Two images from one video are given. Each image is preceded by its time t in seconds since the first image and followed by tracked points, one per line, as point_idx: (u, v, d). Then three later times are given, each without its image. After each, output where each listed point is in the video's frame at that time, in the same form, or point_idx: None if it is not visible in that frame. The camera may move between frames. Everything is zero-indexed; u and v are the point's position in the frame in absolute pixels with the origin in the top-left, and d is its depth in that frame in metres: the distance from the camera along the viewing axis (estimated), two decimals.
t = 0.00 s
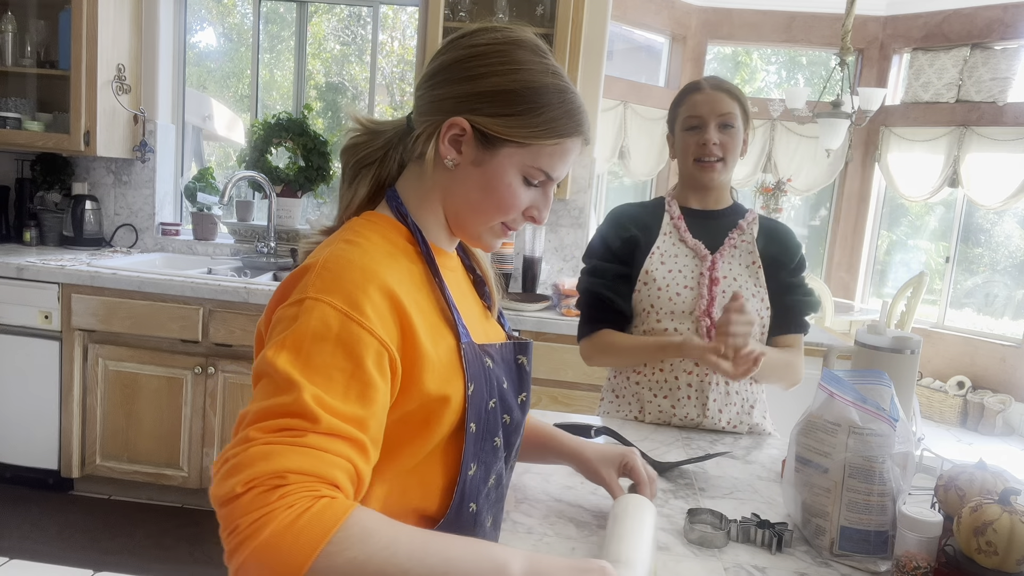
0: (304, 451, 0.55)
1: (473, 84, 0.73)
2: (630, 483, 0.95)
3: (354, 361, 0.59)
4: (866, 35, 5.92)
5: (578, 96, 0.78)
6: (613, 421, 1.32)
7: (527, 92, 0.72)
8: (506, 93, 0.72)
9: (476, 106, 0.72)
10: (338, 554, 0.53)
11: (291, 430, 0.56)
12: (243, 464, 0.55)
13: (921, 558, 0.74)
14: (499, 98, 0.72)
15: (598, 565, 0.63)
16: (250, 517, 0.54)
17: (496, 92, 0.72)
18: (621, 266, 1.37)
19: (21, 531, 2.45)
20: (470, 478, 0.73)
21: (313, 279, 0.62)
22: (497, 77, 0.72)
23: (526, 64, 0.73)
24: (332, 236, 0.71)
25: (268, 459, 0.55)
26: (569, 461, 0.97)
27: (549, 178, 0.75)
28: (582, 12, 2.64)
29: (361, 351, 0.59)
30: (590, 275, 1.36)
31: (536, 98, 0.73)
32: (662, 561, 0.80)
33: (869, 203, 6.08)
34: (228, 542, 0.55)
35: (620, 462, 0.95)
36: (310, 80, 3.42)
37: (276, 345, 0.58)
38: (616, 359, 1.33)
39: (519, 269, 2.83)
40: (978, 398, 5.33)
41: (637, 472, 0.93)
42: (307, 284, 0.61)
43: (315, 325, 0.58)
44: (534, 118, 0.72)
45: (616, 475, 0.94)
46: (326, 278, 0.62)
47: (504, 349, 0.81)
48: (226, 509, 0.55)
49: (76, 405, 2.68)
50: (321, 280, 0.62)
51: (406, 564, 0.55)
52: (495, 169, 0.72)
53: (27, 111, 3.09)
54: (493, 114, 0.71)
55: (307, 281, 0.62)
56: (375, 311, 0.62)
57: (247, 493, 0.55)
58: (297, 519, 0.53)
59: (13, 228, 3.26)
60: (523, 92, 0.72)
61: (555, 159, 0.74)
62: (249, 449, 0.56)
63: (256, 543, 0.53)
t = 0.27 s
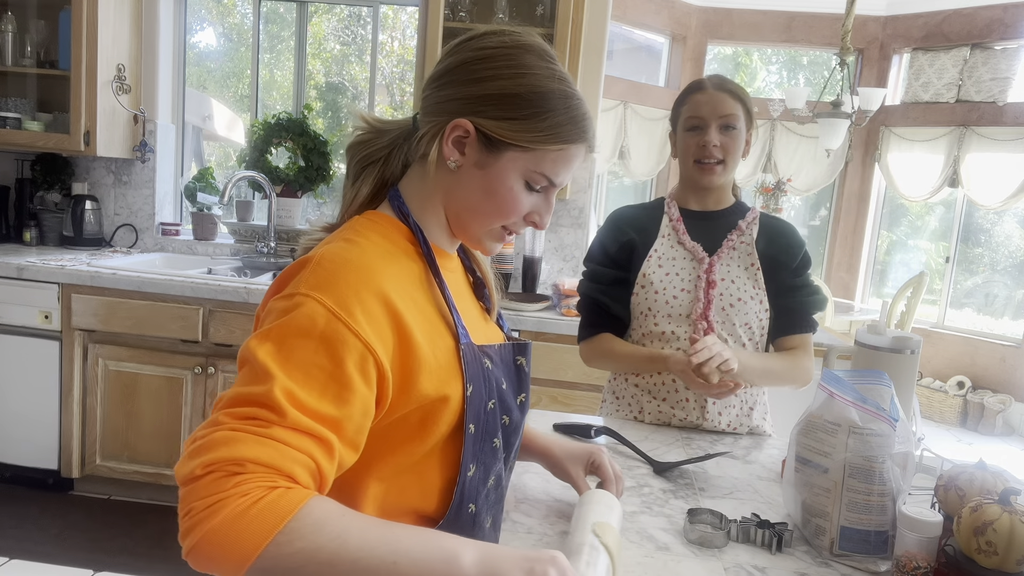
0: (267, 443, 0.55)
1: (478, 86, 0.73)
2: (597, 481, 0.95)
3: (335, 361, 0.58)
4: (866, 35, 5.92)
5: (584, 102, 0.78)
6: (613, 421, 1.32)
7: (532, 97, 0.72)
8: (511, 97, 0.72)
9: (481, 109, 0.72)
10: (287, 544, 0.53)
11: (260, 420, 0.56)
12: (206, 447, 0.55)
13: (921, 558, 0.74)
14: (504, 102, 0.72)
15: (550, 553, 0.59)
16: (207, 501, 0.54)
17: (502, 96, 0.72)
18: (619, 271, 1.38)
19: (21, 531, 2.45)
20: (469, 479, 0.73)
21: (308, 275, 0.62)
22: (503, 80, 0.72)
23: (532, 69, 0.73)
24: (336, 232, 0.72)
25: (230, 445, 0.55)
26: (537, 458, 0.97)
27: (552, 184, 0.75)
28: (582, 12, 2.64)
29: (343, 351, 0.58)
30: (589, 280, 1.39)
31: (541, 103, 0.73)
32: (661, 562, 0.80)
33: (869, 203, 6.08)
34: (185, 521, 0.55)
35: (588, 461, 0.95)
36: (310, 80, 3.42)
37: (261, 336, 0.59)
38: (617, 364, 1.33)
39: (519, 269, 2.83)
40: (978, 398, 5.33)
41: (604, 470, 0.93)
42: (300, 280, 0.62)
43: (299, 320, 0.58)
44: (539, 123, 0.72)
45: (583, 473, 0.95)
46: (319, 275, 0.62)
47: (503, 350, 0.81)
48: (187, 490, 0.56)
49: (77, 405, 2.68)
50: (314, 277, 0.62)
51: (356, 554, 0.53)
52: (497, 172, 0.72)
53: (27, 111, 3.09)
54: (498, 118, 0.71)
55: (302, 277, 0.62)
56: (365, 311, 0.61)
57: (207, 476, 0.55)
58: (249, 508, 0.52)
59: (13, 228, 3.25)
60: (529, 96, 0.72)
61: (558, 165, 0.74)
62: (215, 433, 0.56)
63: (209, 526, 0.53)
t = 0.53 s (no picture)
0: (251, 435, 0.55)
1: (489, 92, 0.72)
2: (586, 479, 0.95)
3: (327, 357, 0.58)
4: (866, 35, 5.93)
5: (593, 112, 0.78)
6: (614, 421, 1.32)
7: (542, 104, 0.72)
8: (520, 105, 0.72)
9: (491, 115, 0.72)
10: (265, 536, 0.53)
11: (245, 412, 0.56)
12: (191, 435, 0.56)
13: (921, 558, 0.74)
14: (514, 109, 0.72)
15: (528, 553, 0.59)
16: (187, 488, 0.54)
17: (513, 103, 0.72)
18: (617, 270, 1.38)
19: (22, 531, 2.45)
20: (469, 480, 0.73)
21: (307, 271, 0.62)
22: (513, 87, 0.72)
23: (543, 77, 0.73)
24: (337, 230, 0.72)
25: (215, 434, 0.55)
26: (529, 454, 0.98)
27: (557, 192, 0.75)
28: (582, 12, 2.64)
29: (335, 349, 0.58)
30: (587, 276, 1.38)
31: (551, 112, 0.73)
32: (660, 561, 0.80)
33: (869, 202, 6.09)
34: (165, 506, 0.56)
35: (577, 459, 0.95)
36: (310, 80, 3.42)
37: (255, 329, 0.59)
38: (617, 358, 1.32)
39: (519, 268, 2.83)
40: (978, 398, 5.34)
41: (593, 469, 0.94)
42: (299, 275, 0.62)
43: (294, 315, 0.58)
44: (547, 132, 0.72)
45: (573, 471, 0.95)
46: (318, 271, 0.62)
47: (503, 352, 0.81)
48: (171, 476, 0.56)
49: (77, 405, 2.68)
50: (313, 273, 0.62)
51: (333, 548, 0.53)
52: (504, 178, 0.72)
53: (28, 112, 3.09)
54: (508, 125, 0.71)
55: (301, 272, 0.62)
56: (362, 310, 0.61)
57: (189, 464, 0.55)
58: (228, 498, 0.53)
59: (13, 228, 3.25)
60: (539, 104, 0.72)
61: (565, 173, 0.75)
62: (201, 422, 0.56)
63: (188, 514, 0.53)
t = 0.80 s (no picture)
0: (282, 444, 0.55)
1: (492, 92, 0.72)
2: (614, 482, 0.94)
3: (342, 359, 0.58)
4: (866, 35, 5.94)
5: (596, 116, 0.78)
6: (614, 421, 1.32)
7: (544, 106, 0.72)
8: (522, 106, 0.72)
9: (492, 115, 0.72)
10: (304, 546, 0.53)
11: (272, 420, 0.56)
12: (222, 449, 0.55)
13: (921, 558, 0.74)
14: (515, 110, 0.72)
15: (568, 559, 0.62)
16: (223, 503, 0.54)
17: (515, 104, 0.72)
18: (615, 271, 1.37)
19: (21, 531, 2.45)
20: (468, 480, 0.73)
21: (312, 273, 0.62)
22: (516, 88, 0.72)
23: (546, 79, 0.73)
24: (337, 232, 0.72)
25: (245, 446, 0.55)
26: (554, 457, 0.98)
27: (557, 195, 0.75)
28: (582, 12, 2.65)
29: (351, 349, 0.59)
30: (586, 276, 1.38)
31: (554, 114, 0.73)
32: (661, 561, 0.80)
33: (870, 202, 6.09)
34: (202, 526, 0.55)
35: (604, 463, 0.95)
36: (310, 80, 3.42)
37: (268, 336, 0.58)
38: (616, 361, 1.32)
39: (519, 268, 2.83)
40: (978, 398, 5.34)
41: (620, 472, 0.93)
42: (305, 278, 0.62)
43: (306, 319, 0.58)
44: (549, 134, 0.72)
45: (600, 475, 0.94)
46: (324, 273, 0.62)
47: (505, 353, 0.81)
48: (203, 492, 0.56)
49: (76, 405, 2.68)
50: (320, 275, 0.62)
51: (372, 557, 0.54)
52: (504, 179, 0.72)
53: (28, 112, 3.09)
54: (510, 126, 0.71)
55: (307, 275, 0.62)
56: (370, 309, 0.62)
57: (223, 479, 0.55)
58: (266, 510, 0.53)
59: (13, 227, 3.25)
60: (541, 105, 0.72)
61: (566, 176, 0.74)
62: (229, 435, 0.56)
63: (225, 530, 0.53)
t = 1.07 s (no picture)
0: (339, 450, 0.55)
1: (500, 95, 0.72)
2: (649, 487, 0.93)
3: (377, 358, 0.59)
4: (866, 35, 5.94)
5: (603, 125, 0.78)
6: (614, 421, 1.32)
7: (552, 113, 0.72)
8: (530, 110, 0.72)
9: (500, 118, 0.72)
10: (377, 552, 0.54)
11: (326, 427, 0.56)
12: (279, 463, 0.55)
13: (921, 557, 0.74)
14: (523, 114, 0.71)
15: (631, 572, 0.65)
16: (288, 517, 0.53)
17: (523, 109, 0.72)
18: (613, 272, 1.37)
19: (22, 531, 2.45)
20: (474, 481, 0.73)
21: (331, 276, 0.61)
22: (524, 92, 0.72)
23: (556, 86, 0.73)
24: (343, 234, 0.71)
25: (304, 456, 0.54)
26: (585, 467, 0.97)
27: (561, 202, 0.75)
28: (582, 12, 2.65)
29: (385, 348, 0.59)
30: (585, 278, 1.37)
31: (562, 120, 0.72)
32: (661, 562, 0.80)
33: (870, 203, 6.09)
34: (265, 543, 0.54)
35: (638, 470, 0.93)
36: (310, 80, 3.42)
37: (298, 343, 0.58)
38: (615, 362, 1.32)
39: (519, 268, 2.83)
40: (978, 398, 5.34)
41: (656, 478, 0.92)
42: (325, 281, 0.61)
43: (337, 323, 0.58)
44: (555, 141, 0.72)
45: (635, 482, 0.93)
46: (346, 275, 0.61)
47: (511, 354, 0.81)
48: (262, 509, 0.55)
49: (76, 405, 2.68)
50: (341, 277, 0.61)
51: (441, 564, 0.55)
52: (510, 183, 0.72)
53: (27, 112, 3.09)
54: (517, 130, 0.71)
55: (327, 278, 0.61)
56: (394, 308, 0.62)
57: (284, 492, 0.54)
58: (337, 517, 0.53)
59: (13, 228, 3.25)
60: (549, 112, 0.72)
61: (570, 184, 0.74)
62: (282, 449, 0.55)
63: (296, 543, 0.53)
